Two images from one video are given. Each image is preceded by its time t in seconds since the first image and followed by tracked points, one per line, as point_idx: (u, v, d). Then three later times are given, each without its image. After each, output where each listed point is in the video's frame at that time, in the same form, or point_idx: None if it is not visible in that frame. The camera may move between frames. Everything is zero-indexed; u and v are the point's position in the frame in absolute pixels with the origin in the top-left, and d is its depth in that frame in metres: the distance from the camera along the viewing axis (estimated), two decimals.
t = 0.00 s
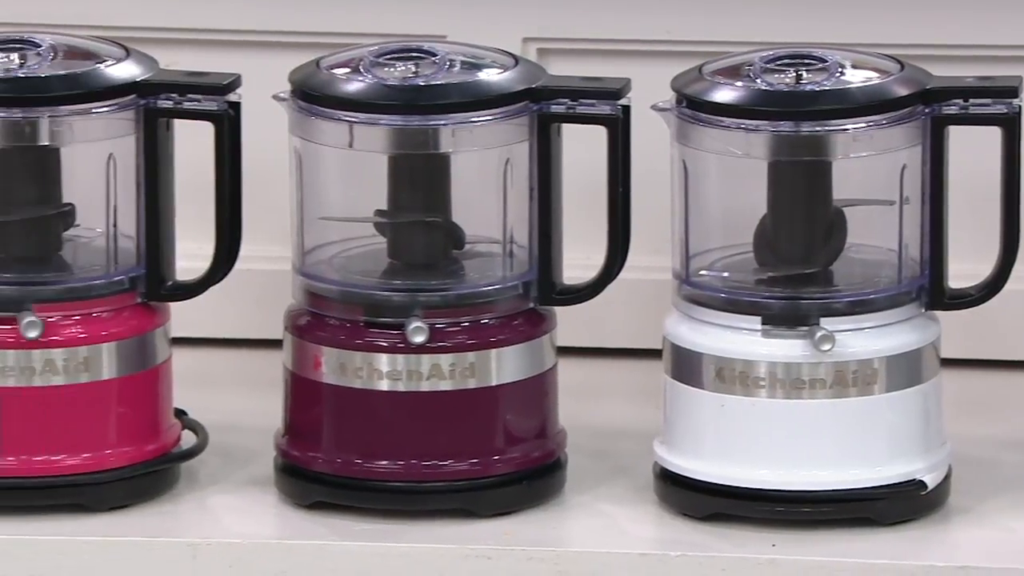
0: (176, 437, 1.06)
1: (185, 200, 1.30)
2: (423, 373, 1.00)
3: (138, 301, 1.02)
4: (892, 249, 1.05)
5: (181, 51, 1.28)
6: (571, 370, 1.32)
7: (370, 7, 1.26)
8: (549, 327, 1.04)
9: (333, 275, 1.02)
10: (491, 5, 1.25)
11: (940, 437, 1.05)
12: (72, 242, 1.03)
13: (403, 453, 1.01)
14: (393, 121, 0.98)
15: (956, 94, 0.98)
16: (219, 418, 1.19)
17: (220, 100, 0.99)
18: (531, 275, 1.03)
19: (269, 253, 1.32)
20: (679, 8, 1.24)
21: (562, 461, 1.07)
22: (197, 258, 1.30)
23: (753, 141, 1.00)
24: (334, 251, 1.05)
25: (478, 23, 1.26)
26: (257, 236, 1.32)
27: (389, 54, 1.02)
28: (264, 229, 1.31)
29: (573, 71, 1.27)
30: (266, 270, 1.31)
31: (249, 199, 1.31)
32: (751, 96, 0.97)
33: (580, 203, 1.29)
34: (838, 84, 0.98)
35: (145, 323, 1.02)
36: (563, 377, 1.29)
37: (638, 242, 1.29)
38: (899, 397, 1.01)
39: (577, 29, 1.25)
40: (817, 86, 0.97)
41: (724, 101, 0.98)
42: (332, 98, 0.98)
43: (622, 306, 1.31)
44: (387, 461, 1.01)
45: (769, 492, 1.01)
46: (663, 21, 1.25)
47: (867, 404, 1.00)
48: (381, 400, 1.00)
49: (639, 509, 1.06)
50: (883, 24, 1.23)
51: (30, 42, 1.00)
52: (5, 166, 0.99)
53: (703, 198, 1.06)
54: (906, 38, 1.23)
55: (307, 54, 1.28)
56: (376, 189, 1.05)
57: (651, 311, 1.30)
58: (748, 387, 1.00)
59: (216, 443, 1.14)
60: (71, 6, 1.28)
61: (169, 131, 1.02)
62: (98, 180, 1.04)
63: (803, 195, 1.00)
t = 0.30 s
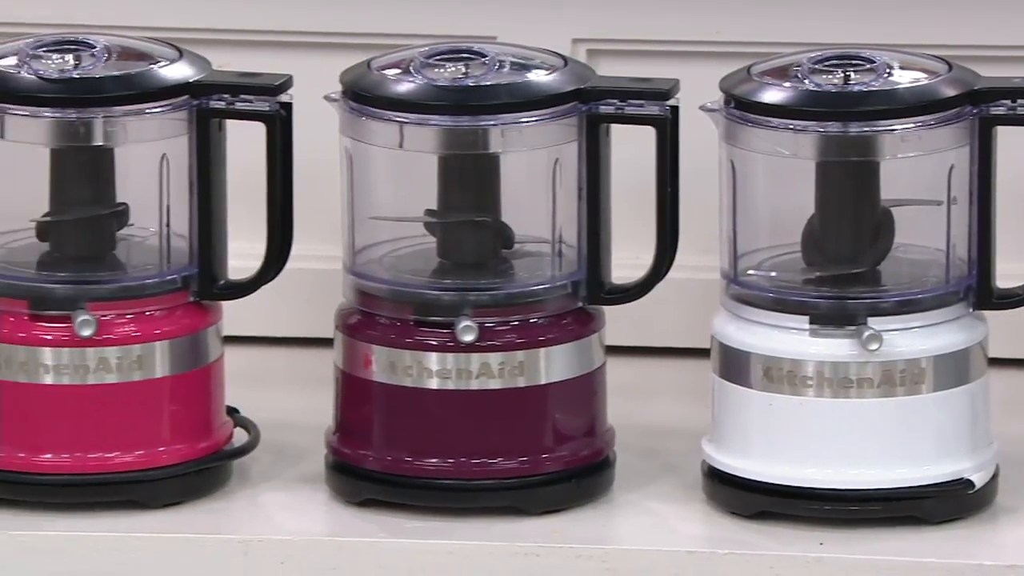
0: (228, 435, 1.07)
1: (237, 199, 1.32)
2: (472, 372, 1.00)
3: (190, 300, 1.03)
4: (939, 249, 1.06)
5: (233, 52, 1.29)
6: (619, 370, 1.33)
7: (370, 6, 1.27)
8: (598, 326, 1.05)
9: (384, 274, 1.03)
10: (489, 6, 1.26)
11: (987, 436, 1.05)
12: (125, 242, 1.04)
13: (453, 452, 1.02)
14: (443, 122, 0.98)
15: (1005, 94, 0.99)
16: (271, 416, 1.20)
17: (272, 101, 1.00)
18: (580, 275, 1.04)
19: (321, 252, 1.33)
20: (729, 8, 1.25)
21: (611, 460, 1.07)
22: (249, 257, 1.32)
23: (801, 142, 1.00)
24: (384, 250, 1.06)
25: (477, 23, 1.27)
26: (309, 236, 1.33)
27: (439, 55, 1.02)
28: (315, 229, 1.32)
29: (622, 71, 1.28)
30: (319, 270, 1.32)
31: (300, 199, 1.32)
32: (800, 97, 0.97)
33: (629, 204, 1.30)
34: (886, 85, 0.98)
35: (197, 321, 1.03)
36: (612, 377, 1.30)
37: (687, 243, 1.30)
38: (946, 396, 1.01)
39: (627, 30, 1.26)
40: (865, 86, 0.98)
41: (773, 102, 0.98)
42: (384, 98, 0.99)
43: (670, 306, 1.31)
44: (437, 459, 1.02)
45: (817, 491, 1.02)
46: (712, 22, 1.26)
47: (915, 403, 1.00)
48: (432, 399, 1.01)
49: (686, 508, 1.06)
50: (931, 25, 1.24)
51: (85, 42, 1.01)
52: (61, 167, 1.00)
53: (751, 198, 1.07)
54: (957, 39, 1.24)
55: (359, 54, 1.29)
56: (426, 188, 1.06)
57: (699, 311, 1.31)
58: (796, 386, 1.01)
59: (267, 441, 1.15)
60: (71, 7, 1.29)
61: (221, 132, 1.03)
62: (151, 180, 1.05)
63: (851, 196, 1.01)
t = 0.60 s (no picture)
0: (282, 432, 1.08)
1: (292, 199, 1.33)
2: (523, 371, 1.01)
3: (244, 298, 1.04)
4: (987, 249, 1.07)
5: (288, 53, 1.31)
6: (667, 369, 1.34)
7: (389, 6, 1.29)
8: (648, 325, 1.06)
9: (435, 273, 1.04)
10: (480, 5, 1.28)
11: None
12: (181, 241, 1.05)
13: (504, 450, 1.02)
14: (495, 122, 0.99)
15: None
16: (324, 413, 1.21)
17: (325, 101, 1.01)
18: (630, 275, 1.04)
19: (373, 252, 1.35)
20: (781, 11, 1.26)
21: (660, 458, 1.08)
22: (303, 257, 1.34)
23: (851, 142, 1.00)
24: (436, 250, 1.07)
25: (475, 22, 1.29)
26: (361, 236, 1.35)
27: (491, 56, 1.03)
28: (368, 229, 1.34)
29: (672, 72, 1.30)
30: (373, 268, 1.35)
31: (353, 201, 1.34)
32: (849, 98, 0.98)
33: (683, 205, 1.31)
34: (935, 86, 0.99)
35: (252, 320, 1.04)
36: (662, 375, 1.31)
37: (737, 244, 1.32)
38: (996, 396, 1.02)
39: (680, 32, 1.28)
40: (915, 87, 0.98)
41: (822, 103, 0.99)
42: (436, 99, 0.99)
43: (721, 305, 1.34)
44: (488, 456, 1.03)
45: (866, 489, 1.02)
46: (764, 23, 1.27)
47: (964, 402, 1.01)
48: (483, 397, 1.02)
49: (735, 506, 1.07)
50: (980, 28, 1.25)
51: (140, 44, 1.02)
52: (116, 167, 1.01)
53: (802, 198, 1.08)
54: (1005, 39, 1.25)
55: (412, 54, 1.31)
56: (477, 188, 1.07)
57: (747, 309, 1.34)
58: (845, 385, 1.01)
59: (320, 438, 1.16)
60: (91, 6, 1.30)
61: (275, 132, 1.03)
62: (206, 180, 1.06)
63: (900, 196, 1.01)
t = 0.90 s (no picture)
0: (343, 430, 1.09)
1: (353, 199, 1.35)
2: (582, 369, 1.02)
3: (306, 297, 1.05)
4: None
5: (350, 54, 1.33)
6: (724, 368, 1.35)
7: (450, 7, 1.30)
8: (706, 325, 1.06)
9: (495, 272, 1.05)
10: (474, 4, 1.30)
11: None
12: (244, 240, 1.06)
13: (563, 448, 1.03)
14: (554, 123, 1.00)
15: None
16: (385, 412, 1.23)
17: (386, 102, 1.01)
18: (688, 275, 1.05)
19: (433, 251, 1.36)
20: (840, 13, 1.27)
21: (718, 456, 1.09)
22: (364, 256, 1.35)
23: (909, 143, 1.01)
24: (496, 250, 1.08)
25: (516, 21, 1.30)
26: (420, 236, 1.36)
27: (551, 57, 1.04)
28: (428, 229, 1.36)
29: (730, 73, 1.31)
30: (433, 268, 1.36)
31: (414, 201, 1.35)
32: (907, 98, 0.98)
33: (742, 205, 1.33)
34: (993, 86, 0.99)
35: (313, 319, 1.04)
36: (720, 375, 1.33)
37: (795, 244, 1.33)
38: None
39: (736, 33, 1.29)
40: (973, 88, 0.98)
41: (880, 103, 0.99)
42: (495, 100, 1.00)
43: (777, 305, 1.35)
44: (547, 454, 1.03)
45: (924, 488, 1.03)
46: (822, 25, 1.28)
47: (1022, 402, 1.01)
48: (542, 396, 1.03)
49: (793, 504, 1.08)
50: None
51: (204, 45, 1.03)
52: (179, 167, 1.02)
53: (859, 198, 1.09)
54: None
55: (472, 55, 1.32)
56: (536, 188, 1.07)
57: (806, 309, 1.35)
58: (903, 384, 1.01)
59: (381, 436, 1.17)
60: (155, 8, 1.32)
61: (336, 133, 1.04)
62: (269, 179, 1.07)
63: (958, 196, 1.02)
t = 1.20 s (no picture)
0: (405, 428, 1.10)
1: (414, 198, 1.37)
2: (642, 368, 1.02)
3: (368, 296, 1.06)
4: None
5: (412, 55, 1.34)
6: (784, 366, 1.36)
7: (512, 9, 1.31)
8: (766, 324, 1.07)
9: (556, 272, 1.06)
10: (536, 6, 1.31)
11: None
12: (307, 240, 1.07)
13: (623, 446, 1.04)
14: (615, 123, 1.00)
15: None
16: (448, 411, 1.24)
17: (448, 102, 1.01)
18: (748, 274, 1.06)
19: (496, 250, 1.38)
20: (901, 14, 1.29)
21: (778, 455, 1.09)
22: (427, 255, 1.37)
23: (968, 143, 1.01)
24: (557, 249, 1.09)
25: (577, 23, 1.32)
26: (482, 235, 1.38)
27: (612, 58, 1.04)
28: (489, 228, 1.37)
29: (790, 73, 1.32)
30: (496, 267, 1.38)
31: (475, 201, 1.37)
32: (968, 99, 0.98)
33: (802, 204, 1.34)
34: None
35: (375, 317, 1.05)
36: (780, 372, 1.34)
37: (854, 244, 1.35)
38: None
39: (794, 35, 1.30)
40: None
41: (940, 103, 0.99)
42: (557, 101, 1.00)
43: (837, 303, 1.36)
44: (607, 453, 1.04)
45: (984, 487, 1.03)
46: (881, 27, 1.29)
47: None
48: (603, 394, 1.03)
49: (853, 503, 1.08)
50: None
51: (269, 46, 1.04)
52: (244, 167, 1.03)
53: (919, 198, 1.10)
54: None
55: (532, 55, 1.33)
56: (597, 188, 1.08)
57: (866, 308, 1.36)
58: (963, 384, 1.02)
59: (444, 434, 1.19)
60: (218, 10, 1.34)
61: (399, 132, 1.05)
62: (331, 177, 1.08)
63: (1018, 196, 1.02)
